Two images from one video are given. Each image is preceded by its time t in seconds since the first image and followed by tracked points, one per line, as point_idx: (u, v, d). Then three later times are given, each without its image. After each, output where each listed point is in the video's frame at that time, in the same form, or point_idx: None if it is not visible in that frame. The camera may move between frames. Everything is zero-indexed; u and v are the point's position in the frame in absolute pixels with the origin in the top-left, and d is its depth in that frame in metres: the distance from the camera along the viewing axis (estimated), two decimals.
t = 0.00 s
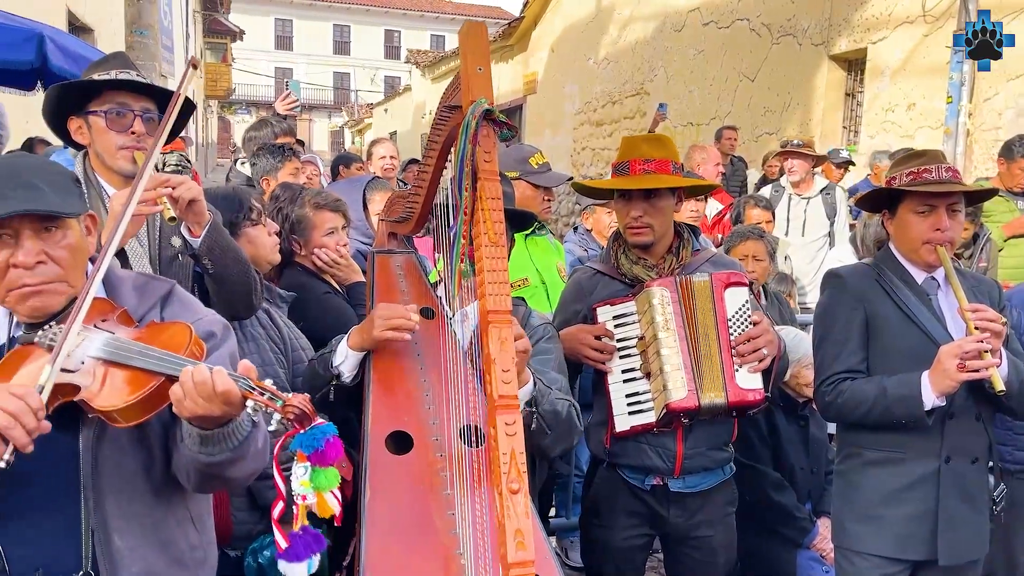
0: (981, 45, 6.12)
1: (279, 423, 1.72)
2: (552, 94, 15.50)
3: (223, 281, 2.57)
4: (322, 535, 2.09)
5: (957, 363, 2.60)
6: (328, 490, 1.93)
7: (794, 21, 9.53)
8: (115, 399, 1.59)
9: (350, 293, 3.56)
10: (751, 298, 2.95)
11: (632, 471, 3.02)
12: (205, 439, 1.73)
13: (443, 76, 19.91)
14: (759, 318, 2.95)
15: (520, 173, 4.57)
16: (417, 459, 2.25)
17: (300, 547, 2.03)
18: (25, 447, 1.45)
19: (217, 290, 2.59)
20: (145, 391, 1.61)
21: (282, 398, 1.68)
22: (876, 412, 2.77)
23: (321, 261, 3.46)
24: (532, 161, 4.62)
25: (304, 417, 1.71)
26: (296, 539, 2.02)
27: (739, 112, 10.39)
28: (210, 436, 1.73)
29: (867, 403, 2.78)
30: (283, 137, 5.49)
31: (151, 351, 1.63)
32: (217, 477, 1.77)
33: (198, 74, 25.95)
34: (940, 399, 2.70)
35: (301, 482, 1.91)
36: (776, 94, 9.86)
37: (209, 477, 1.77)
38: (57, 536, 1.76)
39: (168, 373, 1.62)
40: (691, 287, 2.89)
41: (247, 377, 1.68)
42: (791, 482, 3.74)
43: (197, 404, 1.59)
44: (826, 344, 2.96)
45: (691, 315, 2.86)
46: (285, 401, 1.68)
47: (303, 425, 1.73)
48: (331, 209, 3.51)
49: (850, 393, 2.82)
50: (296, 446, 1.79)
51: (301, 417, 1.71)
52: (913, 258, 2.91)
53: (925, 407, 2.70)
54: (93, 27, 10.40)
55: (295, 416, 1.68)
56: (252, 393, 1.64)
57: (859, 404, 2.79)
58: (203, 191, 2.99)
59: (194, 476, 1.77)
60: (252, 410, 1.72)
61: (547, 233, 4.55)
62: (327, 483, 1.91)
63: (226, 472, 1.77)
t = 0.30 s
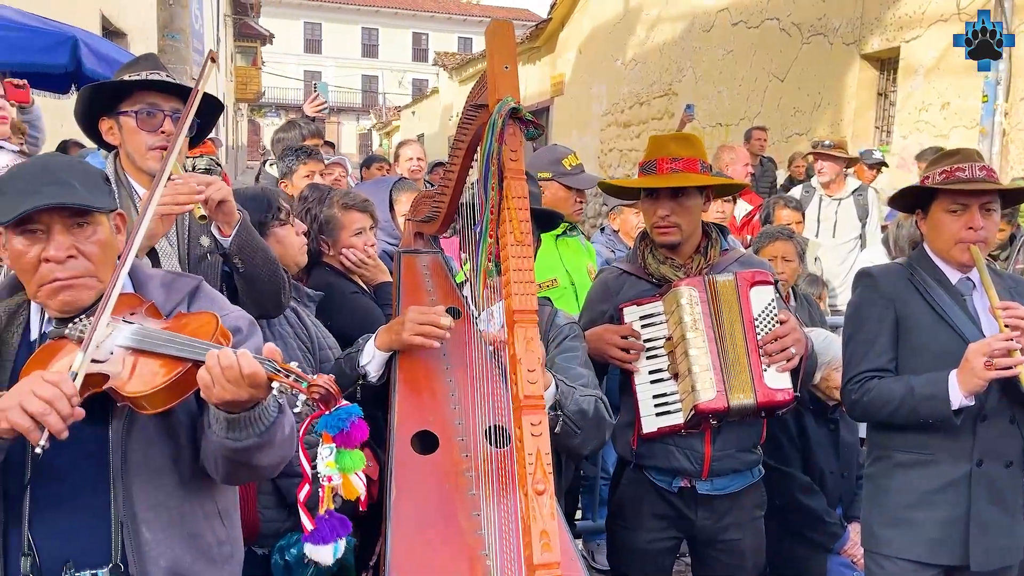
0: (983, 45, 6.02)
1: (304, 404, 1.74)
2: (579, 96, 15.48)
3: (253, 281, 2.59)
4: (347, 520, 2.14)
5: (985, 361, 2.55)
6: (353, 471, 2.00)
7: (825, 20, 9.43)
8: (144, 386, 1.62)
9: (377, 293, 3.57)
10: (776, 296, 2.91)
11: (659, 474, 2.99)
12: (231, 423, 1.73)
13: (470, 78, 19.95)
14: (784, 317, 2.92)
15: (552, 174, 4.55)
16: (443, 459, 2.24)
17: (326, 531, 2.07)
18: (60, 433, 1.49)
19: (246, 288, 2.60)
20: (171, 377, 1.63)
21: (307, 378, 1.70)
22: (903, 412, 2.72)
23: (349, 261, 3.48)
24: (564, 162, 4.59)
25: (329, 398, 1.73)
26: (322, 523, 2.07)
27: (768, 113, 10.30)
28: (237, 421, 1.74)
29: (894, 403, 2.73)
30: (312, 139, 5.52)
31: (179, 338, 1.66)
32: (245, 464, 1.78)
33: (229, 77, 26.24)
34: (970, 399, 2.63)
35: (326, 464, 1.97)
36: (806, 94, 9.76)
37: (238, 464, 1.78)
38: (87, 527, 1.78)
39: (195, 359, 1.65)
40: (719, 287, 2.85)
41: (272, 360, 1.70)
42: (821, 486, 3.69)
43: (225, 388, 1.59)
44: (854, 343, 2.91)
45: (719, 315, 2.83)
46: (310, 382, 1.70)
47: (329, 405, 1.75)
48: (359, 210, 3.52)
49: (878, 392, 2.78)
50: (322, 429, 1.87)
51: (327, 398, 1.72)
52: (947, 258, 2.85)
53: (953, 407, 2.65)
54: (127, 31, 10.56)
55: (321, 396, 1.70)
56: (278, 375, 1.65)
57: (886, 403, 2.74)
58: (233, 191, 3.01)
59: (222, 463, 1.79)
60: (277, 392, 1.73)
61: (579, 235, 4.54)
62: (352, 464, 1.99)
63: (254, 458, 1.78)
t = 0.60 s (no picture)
0: (983, 45, 7.57)
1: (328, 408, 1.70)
2: (603, 98, 15.47)
3: (278, 280, 2.61)
4: (365, 524, 2.36)
5: (1005, 363, 2.50)
6: (372, 476, 2.29)
7: (852, 21, 9.37)
8: (167, 388, 1.65)
9: (401, 294, 3.59)
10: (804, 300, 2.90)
11: (682, 477, 2.97)
12: (253, 425, 1.75)
13: (494, 81, 20.02)
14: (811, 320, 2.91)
15: (586, 176, 4.54)
16: (465, 460, 2.25)
17: (344, 533, 2.29)
18: (76, 452, 1.53)
19: (272, 287, 2.62)
20: (193, 380, 1.65)
21: (329, 383, 1.67)
22: (922, 413, 2.70)
23: (373, 262, 3.50)
24: (600, 164, 4.52)
25: (351, 403, 1.66)
26: (341, 525, 2.30)
27: (794, 114, 10.24)
28: (260, 423, 1.75)
29: (913, 404, 2.70)
30: (337, 142, 5.56)
31: (201, 341, 1.68)
32: (267, 466, 1.80)
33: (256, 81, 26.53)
34: (990, 400, 2.59)
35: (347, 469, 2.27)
36: (833, 95, 9.69)
37: (259, 466, 1.79)
38: (112, 525, 1.81)
39: (216, 361, 1.66)
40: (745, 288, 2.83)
41: (294, 364, 1.68)
42: (846, 491, 3.66)
43: (248, 393, 1.61)
44: (876, 343, 2.89)
45: (745, 317, 2.81)
46: (332, 386, 1.65)
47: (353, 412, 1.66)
48: (384, 212, 3.55)
49: (898, 391, 2.75)
50: (345, 434, 2.27)
51: (349, 404, 1.66)
52: (975, 259, 2.81)
53: (974, 409, 2.61)
54: (157, 36, 10.72)
55: (341, 401, 1.64)
56: (300, 379, 1.64)
57: (906, 402, 2.72)
58: (259, 193, 3.04)
59: (244, 465, 1.81)
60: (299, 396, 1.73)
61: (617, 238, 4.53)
62: (371, 468, 2.29)
63: (277, 459, 1.80)
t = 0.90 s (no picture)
0: (983, 45, 7.86)
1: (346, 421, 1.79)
2: (622, 101, 15.45)
3: (297, 283, 2.62)
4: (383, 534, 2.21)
5: None
6: (391, 487, 2.05)
7: (873, 22, 9.31)
8: (188, 396, 1.67)
9: (419, 297, 3.60)
10: (830, 306, 2.85)
11: (700, 481, 2.95)
12: (273, 433, 1.77)
13: (513, 83, 20.07)
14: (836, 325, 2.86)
15: (623, 179, 4.50)
16: (481, 462, 2.26)
17: (362, 544, 2.15)
18: (42, 539, 1.57)
19: (290, 290, 2.64)
20: (215, 390, 1.67)
21: (349, 396, 1.73)
22: (943, 417, 2.66)
23: (392, 265, 3.52)
24: (634, 167, 4.51)
25: (370, 414, 1.78)
26: (359, 536, 2.15)
27: (814, 116, 10.18)
28: (279, 430, 1.78)
29: (933, 408, 2.68)
30: (358, 146, 5.57)
31: (220, 349, 1.70)
32: (286, 472, 1.81)
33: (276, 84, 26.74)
34: (1011, 405, 2.55)
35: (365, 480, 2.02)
36: (854, 97, 9.64)
37: (278, 473, 1.81)
38: (130, 528, 1.84)
39: (238, 371, 1.68)
40: (763, 291, 2.81)
41: (315, 375, 1.73)
42: (867, 496, 3.63)
43: (270, 405, 1.64)
44: (896, 345, 2.86)
45: (762, 321, 2.79)
46: (352, 399, 1.74)
47: (370, 421, 1.80)
48: (403, 215, 3.57)
49: (916, 396, 2.73)
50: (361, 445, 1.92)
51: (367, 414, 1.77)
52: (995, 264, 2.78)
53: (994, 413, 2.57)
54: (179, 40, 10.83)
55: (361, 413, 1.75)
56: (321, 391, 1.69)
57: (927, 406, 2.69)
58: (278, 196, 3.05)
59: (262, 472, 1.82)
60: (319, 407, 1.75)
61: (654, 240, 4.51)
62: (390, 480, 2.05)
63: (296, 467, 1.81)
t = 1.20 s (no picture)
0: (984, 45, 8.28)
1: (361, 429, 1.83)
2: (635, 102, 15.45)
3: (311, 283, 2.64)
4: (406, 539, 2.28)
5: None
6: (409, 494, 2.14)
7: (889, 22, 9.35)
8: (205, 400, 1.71)
9: (432, 297, 3.62)
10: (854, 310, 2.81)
11: (712, 483, 2.95)
12: (289, 438, 1.79)
13: (526, 84, 20.12)
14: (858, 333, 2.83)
15: (635, 178, 4.56)
16: (494, 462, 2.26)
17: (387, 548, 2.24)
18: None
19: (304, 291, 2.66)
20: (232, 394, 1.71)
21: (364, 405, 1.77)
22: (957, 422, 2.65)
23: (405, 266, 3.53)
24: (646, 166, 4.56)
25: (384, 423, 1.85)
26: (382, 542, 2.24)
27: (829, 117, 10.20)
28: (294, 436, 1.79)
29: (947, 412, 2.66)
30: (372, 148, 5.57)
31: (237, 355, 1.74)
32: (299, 476, 1.83)
33: (291, 85, 26.91)
34: None
35: (384, 488, 2.13)
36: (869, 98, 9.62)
37: (292, 477, 1.83)
38: (143, 529, 1.85)
39: (255, 377, 1.72)
40: (776, 293, 2.80)
41: (331, 383, 1.77)
42: (880, 500, 3.62)
43: (286, 412, 1.68)
44: (910, 349, 2.85)
45: (777, 324, 2.79)
46: (366, 409, 1.77)
47: (384, 429, 1.84)
48: (417, 216, 3.59)
49: (931, 401, 2.71)
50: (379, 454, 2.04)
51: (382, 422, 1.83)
52: (1008, 266, 2.76)
53: (1008, 418, 2.56)
54: (194, 41, 10.91)
55: (376, 422, 1.78)
56: (337, 399, 1.73)
57: (940, 410, 2.68)
58: (292, 197, 3.07)
59: (276, 475, 1.84)
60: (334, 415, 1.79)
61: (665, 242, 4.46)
62: (407, 487, 2.13)
63: (309, 471, 1.83)
